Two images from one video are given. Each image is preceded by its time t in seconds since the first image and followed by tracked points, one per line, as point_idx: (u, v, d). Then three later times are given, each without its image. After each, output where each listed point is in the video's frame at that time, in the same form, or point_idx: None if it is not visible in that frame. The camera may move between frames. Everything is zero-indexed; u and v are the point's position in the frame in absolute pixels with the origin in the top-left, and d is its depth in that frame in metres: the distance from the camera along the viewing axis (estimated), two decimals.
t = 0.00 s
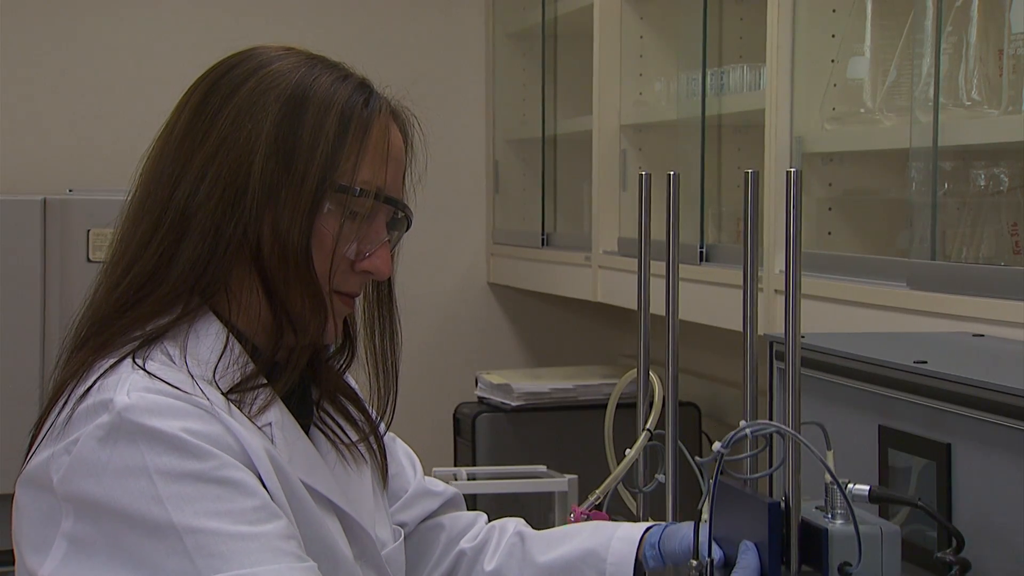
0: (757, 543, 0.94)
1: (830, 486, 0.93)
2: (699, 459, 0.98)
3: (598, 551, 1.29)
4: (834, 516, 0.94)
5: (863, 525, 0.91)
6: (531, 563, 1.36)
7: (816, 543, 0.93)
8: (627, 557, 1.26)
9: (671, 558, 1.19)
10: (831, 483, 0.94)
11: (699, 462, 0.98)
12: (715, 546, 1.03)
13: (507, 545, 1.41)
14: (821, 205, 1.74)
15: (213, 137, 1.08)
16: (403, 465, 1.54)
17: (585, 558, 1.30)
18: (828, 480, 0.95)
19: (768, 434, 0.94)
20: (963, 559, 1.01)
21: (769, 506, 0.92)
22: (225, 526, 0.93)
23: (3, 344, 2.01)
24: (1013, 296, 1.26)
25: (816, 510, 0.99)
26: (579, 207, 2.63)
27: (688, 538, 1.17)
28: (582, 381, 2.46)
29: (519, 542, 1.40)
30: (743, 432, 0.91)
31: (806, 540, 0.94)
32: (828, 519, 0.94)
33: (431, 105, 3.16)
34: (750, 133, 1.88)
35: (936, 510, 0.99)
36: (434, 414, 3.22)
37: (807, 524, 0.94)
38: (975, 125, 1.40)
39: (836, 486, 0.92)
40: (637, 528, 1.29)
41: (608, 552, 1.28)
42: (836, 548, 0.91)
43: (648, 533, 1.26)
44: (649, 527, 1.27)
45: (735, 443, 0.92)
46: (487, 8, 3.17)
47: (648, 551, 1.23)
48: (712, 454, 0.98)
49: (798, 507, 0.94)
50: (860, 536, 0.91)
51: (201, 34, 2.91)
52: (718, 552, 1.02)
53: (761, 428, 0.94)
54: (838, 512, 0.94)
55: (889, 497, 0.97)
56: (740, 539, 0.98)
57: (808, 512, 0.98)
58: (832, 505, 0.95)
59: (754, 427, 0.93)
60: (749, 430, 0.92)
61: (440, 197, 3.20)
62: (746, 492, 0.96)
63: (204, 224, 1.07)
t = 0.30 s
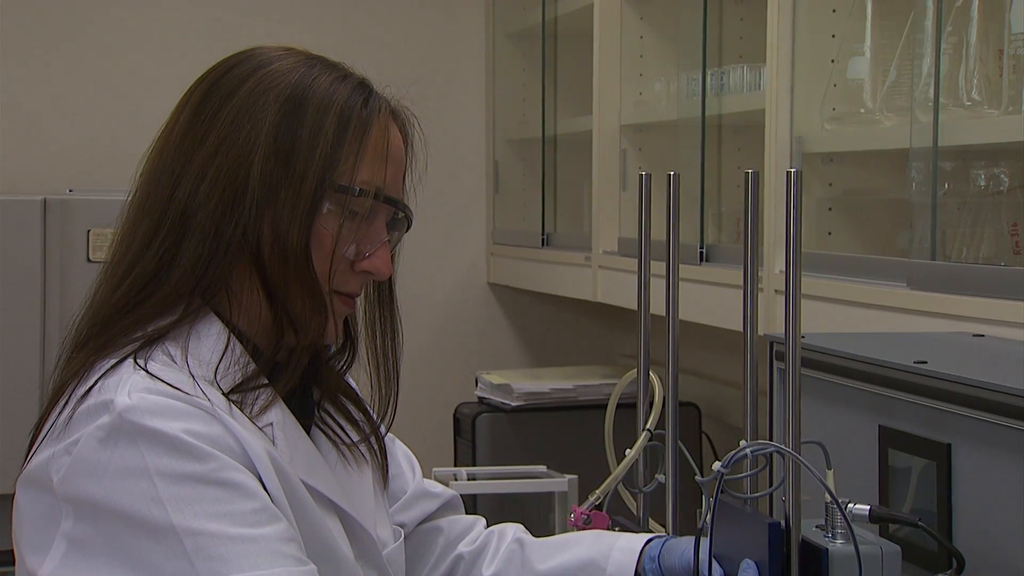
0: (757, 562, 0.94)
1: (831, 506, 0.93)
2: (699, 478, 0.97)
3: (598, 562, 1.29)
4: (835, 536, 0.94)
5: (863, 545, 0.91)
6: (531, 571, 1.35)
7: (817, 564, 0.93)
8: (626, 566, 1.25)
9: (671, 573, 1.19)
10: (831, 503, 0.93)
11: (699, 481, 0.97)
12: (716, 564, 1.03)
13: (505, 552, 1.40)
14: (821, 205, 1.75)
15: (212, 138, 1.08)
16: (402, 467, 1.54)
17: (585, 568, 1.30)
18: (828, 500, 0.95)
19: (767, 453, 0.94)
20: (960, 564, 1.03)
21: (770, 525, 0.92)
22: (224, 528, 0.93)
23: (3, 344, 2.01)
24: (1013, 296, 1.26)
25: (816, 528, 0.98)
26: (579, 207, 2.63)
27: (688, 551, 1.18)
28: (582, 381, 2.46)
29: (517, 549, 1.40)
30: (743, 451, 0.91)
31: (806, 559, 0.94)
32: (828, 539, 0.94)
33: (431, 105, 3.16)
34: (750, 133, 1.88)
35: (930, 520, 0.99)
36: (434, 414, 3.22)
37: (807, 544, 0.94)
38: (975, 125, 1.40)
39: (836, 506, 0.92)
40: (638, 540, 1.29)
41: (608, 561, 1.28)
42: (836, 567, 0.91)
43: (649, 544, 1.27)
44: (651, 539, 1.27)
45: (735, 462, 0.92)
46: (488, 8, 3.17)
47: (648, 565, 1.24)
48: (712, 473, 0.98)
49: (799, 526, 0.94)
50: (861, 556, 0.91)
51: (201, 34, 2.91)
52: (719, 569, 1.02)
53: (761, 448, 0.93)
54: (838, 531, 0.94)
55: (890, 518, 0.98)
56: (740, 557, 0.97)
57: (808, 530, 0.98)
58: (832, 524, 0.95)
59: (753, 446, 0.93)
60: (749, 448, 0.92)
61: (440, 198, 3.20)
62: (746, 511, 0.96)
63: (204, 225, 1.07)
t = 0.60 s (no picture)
0: (757, 562, 0.93)
1: (831, 506, 0.93)
2: (699, 478, 0.97)
3: (598, 564, 1.29)
4: (835, 536, 0.94)
5: (863, 545, 0.92)
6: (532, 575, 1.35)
7: (817, 564, 0.93)
8: (627, 569, 1.26)
9: None
10: (831, 504, 0.94)
11: (699, 481, 0.97)
12: (716, 565, 1.03)
13: (507, 553, 1.40)
14: (821, 205, 1.75)
15: (211, 137, 1.08)
16: (403, 467, 1.54)
17: (587, 571, 1.30)
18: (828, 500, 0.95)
19: (768, 453, 0.94)
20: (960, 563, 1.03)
21: (769, 525, 0.92)
22: (225, 530, 0.93)
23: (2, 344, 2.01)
24: (1014, 296, 1.26)
25: (816, 528, 0.99)
26: (579, 207, 2.63)
27: (688, 551, 1.18)
28: (582, 381, 2.47)
29: (519, 552, 1.39)
30: (743, 452, 0.91)
31: (806, 559, 0.94)
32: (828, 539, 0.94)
33: (431, 105, 3.16)
34: (750, 133, 1.88)
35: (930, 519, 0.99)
36: (434, 414, 3.22)
37: (807, 544, 0.94)
38: (975, 124, 1.40)
39: (836, 507, 0.92)
40: (638, 542, 1.29)
41: (609, 564, 1.28)
42: (836, 568, 0.91)
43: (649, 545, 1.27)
44: (651, 542, 1.27)
45: (736, 463, 0.92)
46: (488, 8, 3.17)
47: (649, 567, 1.24)
48: (712, 473, 0.98)
49: (799, 526, 0.94)
50: (861, 557, 0.91)
51: (200, 34, 2.91)
52: (719, 569, 1.02)
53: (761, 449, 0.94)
54: (839, 531, 0.94)
55: (890, 518, 0.98)
56: (741, 558, 0.97)
57: (808, 530, 0.98)
58: (832, 524, 0.95)
59: (753, 447, 0.93)
60: (749, 449, 0.92)
61: (441, 198, 3.20)
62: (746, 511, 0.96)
63: (203, 225, 1.07)
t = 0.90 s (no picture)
0: (757, 563, 0.93)
1: (830, 506, 0.93)
2: (699, 478, 0.97)
3: (598, 565, 1.29)
4: (835, 536, 0.94)
5: (863, 546, 0.91)
6: None
7: (817, 565, 0.93)
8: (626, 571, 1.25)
9: None
10: (831, 504, 0.93)
11: (699, 481, 0.97)
12: (716, 565, 1.02)
13: (507, 555, 1.40)
14: (821, 205, 1.74)
15: (210, 138, 1.08)
16: (403, 469, 1.54)
17: (587, 572, 1.29)
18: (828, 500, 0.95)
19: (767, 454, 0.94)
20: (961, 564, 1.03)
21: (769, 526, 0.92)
22: (225, 532, 0.93)
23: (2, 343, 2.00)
24: (1013, 297, 1.26)
25: (816, 528, 0.98)
26: (579, 207, 2.63)
27: (688, 552, 1.18)
28: (582, 381, 2.47)
29: (519, 554, 1.39)
30: (743, 453, 0.91)
31: (807, 559, 0.94)
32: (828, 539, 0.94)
33: (432, 105, 3.16)
34: (750, 133, 1.88)
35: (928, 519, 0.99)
36: (434, 414, 3.22)
37: (807, 545, 0.94)
38: (976, 125, 1.41)
39: (836, 507, 0.92)
40: (639, 543, 1.29)
41: (609, 565, 1.28)
42: (836, 569, 0.91)
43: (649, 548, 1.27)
44: (652, 543, 1.27)
45: (736, 463, 0.92)
46: (488, 8, 3.17)
47: (648, 569, 1.24)
48: (711, 474, 0.97)
49: (799, 527, 0.94)
50: (861, 557, 0.91)
51: (200, 34, 2.91)
52: (718, 569, 1.02)
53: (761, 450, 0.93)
54: (839, 532, 0.94)
55: (889, 518, 0.98)
56: (741, 559, 0.97)
57: (807, 531, 0.98)
58: (832, 525, 0.95)
59: (753, 447, 0.93)
60: (749, 449, 0.92)
61: (441, 198, 3.20)
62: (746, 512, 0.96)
63: (203, 225, 1.07)
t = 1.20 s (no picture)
0: (757, 563, 0.93)
1: (830, 506, 0.93)
2: (700, 478, 0.97)
3: (599, 564, 1.29)
4: (835, 536, 0.94)
5: (863, 547, 0.91)
6: None
7: (817, 565, 0.93)
8: (626, 569, 1.26)
9: None
10: (831, 504, 0.93)
11: (700, 481, 0.97)
12: (717, 565, 1.02)
13: (507, 553, 1.40)
14: (821, 204, 1.74)
15: (211, 137, 1.08)
16: (402, 468, 1.54)
17: (587, 571, 1.29)
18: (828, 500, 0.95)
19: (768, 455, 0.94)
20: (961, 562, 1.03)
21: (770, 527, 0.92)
22: (225, 531, 0.93)
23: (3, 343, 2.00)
24: (1013, 296, 1.26)
25: (816, 528, 0.98)
26: (579, 207, 2.63)
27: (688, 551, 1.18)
28: (582, 381, 2.47)
29: (519, 552, 1.39)
30: (744, 453, 0.91)
31: (807, 559, 0.94)
32: (829, 539, 0.94)
33: (432, 105, 3.16)
34: (750, 134, 1.88)
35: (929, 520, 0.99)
36: (434, 414, 3.21)
37: (807, 545, 0.94)
38: (976, 125, 1.41)
39: (836, 507, 0.92)
40: (639, 542, 1.29)
41: (609, 564, 1.28)
42: (837, 569, 0.91)
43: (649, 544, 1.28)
44: (652, 541, 1.27)
45: (736, 463, 0.92)
46: (488, 9, 3.17)
47: (648, 567, 1.24)
48: (712, 473, 0.97)
49: (799, 528, 0.94)
50: (861, 557, 0.91)
51: (201, 35, 2.91)
52: (718, 569, 1.02)
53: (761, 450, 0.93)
54: (839, 532, 0.94)
55: (890, 518, 0.98)
56: (741, 559, 0.97)
57: (808, 530, 0.98)
58: (832, 525, 0.95)
59: (753, 447, 0.93)
60: (749, 449, 0.92)
61: (441, 198, 3.20)
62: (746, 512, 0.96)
63: (204, 225, 1.07)
